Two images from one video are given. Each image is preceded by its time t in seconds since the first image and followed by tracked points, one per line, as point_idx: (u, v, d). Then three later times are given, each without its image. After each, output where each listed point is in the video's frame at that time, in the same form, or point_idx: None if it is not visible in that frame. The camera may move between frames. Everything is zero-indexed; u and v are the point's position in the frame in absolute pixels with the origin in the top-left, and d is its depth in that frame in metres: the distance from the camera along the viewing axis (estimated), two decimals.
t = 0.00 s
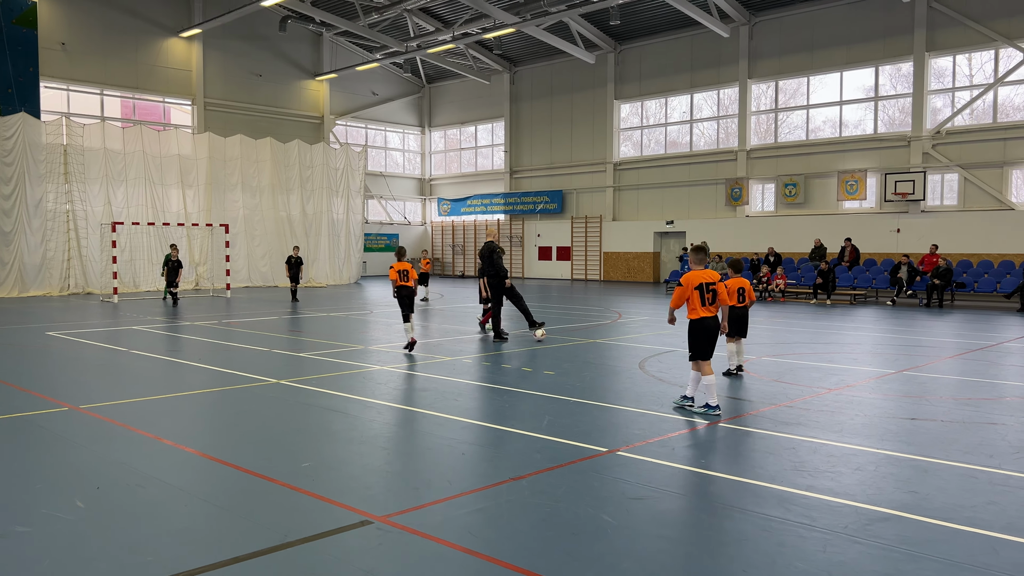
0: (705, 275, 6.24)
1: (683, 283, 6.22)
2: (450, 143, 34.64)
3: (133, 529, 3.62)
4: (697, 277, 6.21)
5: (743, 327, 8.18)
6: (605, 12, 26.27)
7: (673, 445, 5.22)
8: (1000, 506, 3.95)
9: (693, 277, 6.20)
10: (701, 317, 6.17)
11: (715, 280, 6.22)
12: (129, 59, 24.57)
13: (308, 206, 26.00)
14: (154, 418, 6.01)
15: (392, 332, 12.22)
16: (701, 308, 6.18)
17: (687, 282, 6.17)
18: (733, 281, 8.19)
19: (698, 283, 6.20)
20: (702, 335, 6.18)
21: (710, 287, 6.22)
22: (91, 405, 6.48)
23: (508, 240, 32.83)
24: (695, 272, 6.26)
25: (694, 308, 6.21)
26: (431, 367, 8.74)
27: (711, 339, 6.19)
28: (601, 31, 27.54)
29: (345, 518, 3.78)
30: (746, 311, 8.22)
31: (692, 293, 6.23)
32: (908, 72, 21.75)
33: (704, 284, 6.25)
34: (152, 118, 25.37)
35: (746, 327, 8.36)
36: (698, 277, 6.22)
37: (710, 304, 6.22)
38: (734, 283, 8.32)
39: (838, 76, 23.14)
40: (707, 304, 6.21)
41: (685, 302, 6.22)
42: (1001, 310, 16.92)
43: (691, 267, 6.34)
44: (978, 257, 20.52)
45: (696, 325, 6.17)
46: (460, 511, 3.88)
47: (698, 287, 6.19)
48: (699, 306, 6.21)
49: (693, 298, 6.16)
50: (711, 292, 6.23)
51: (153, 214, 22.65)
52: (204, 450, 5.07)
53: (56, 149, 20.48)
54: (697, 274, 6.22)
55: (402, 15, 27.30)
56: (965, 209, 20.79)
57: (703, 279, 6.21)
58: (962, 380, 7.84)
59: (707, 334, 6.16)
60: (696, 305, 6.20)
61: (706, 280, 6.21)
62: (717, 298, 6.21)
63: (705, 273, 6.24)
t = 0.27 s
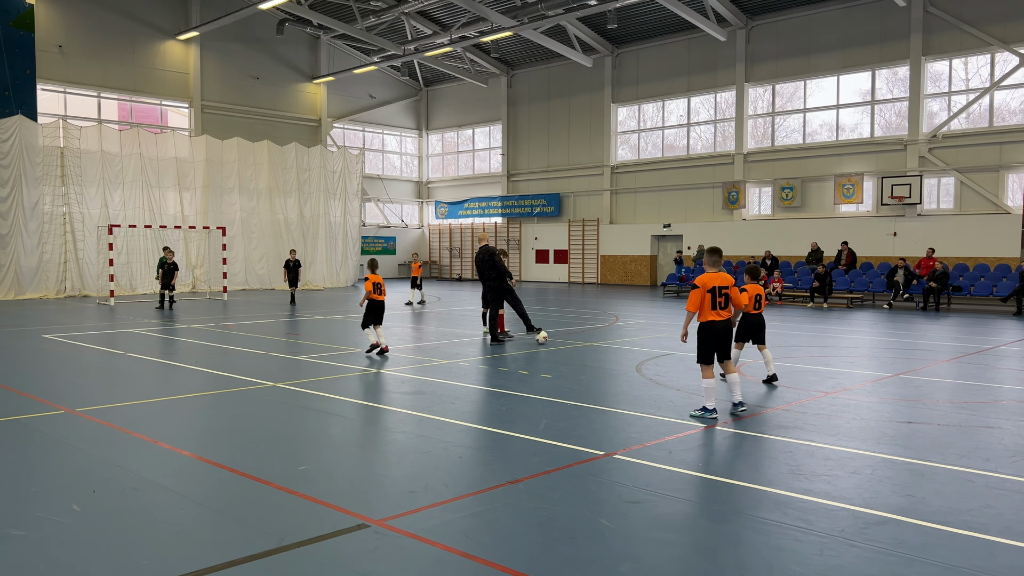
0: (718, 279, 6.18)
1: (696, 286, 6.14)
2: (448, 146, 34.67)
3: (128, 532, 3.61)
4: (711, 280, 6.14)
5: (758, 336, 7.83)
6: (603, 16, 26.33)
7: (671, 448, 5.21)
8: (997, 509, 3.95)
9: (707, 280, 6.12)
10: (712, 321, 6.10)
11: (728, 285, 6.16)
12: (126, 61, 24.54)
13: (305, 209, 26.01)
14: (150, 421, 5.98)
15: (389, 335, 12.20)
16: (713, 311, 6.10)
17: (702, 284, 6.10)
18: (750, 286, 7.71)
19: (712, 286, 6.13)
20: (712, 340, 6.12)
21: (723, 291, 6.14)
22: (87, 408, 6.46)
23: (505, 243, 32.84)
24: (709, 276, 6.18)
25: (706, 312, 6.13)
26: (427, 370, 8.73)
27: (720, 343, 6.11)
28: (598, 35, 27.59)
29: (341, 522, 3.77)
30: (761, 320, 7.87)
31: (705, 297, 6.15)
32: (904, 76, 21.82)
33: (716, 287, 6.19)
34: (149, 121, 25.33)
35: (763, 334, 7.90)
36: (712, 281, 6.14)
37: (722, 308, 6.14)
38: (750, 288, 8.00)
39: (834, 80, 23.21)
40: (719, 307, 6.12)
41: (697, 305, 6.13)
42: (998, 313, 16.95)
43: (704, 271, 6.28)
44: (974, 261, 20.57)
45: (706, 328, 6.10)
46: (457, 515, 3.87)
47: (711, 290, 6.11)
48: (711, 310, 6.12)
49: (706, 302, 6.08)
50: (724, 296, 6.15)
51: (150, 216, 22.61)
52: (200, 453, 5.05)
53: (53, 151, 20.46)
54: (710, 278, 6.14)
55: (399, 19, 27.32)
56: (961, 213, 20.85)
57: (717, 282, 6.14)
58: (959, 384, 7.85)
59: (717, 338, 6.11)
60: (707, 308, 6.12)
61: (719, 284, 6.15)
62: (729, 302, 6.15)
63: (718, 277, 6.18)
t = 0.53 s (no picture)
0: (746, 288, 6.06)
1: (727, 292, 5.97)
2: (446, 148, 34.70)
3: (124, 534, 3.59)
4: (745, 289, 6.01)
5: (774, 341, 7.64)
6: (601, 19, 26.38)
7: (668, 451, 5.21)
8: (993, 512, 3.95)
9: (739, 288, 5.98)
10: (739, 330, 5.98)
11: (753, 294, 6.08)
12: (124, 64, 24.53)
13: (303, 211, 26.01)
14: (147, 424, 5.96)
15: (387, 338, 12.19)
16: (740, 321, 5.98)
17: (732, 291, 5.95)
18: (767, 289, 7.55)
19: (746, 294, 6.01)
20: (735, 348, 6.03)
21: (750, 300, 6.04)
22: (83, 410, 6.43)
23: (503, 246, 32.85)
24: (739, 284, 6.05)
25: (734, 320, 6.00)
26: (424, 372, 8.72)
27: (745, 352, 6.04)
28: (596, 38, 27.64)
29: (338, 524, 3.76)
30: (778, 324, 7.68)
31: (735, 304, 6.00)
32: (902, 80, 21.87)
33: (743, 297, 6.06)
34: (147, 123, 25.32)
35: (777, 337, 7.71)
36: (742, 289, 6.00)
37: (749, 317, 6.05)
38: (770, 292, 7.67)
39: (831, 83, 23.27)
40: (745, 316, 6.00)
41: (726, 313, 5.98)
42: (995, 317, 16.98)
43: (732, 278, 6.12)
44: (971, 264, 20.62)
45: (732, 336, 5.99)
46: (454, 517, 3.86)
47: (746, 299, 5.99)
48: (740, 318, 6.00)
49: (733, 311, 5.92)
50: (748, 304, 6.01)
51: (147, 219, 22.59)
52: (197, 456, 5.03)
53: (50, 153, 20.44)
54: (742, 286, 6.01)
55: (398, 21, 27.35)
56: (958, 216, 20.90)
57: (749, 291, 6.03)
58: (956, 387, 7.86)
59: (742, 346, 6.02)
60: (734, 318, 5.98)
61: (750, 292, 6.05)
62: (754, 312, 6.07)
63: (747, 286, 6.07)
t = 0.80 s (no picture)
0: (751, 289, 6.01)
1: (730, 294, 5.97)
2: (445, 151, 34.71)
3: (121, 537, 3.58)
4: (748, 289, 5.97)
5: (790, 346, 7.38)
6: (600, 22, 26.41)
7: (666, 454, 5.20)
8: (992, 516, 3.95)
9: (741, 289, 5.97)
10: (742, 332, 5.94)
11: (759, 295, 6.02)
12: (123, 66, 24.53)
13: (302, 213, 26.00)
14: (146, 426, 5.95)
15: (385, 340, 12.17)
16: (743, 322, 5.94)
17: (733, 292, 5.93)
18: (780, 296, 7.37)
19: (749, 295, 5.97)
20: (739, 349, 6.00)
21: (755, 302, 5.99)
22: (81, 413, 6.42)
23: (502, 249, 32.85)
24: (743, 285, 6.01)
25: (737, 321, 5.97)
26: (423, 375, 8.72)
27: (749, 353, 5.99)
28: (595, 41, 27.68)
29: (336, 527, 3.75)
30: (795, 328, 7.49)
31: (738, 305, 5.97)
32: (900, 84, 21.91)
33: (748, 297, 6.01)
34: (146, 125, 25.32)
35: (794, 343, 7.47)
36: (744, 289, 5.98)
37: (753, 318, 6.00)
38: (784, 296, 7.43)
39: (830, 87, 23.31)
40: (748, 317, 5.96)
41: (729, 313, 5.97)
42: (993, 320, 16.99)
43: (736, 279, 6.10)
44: (969, 268, 20.63)
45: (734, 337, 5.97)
46: (453, 521, 3.85)
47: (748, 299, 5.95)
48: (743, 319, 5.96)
49: (736, 312, 5.90)
50: (753, 305, 5.98)
51: (146, 221, 22.56)
52: (195, 459, 5.02)
53: (49, 155, 20.43)
54: (744, 286, 5.98)
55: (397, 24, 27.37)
56: (957, 220, 20.92)
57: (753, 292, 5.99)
58: (955, 391, 7.86)
59: (745, 348, 5.98)
60: (737, 319, 5.95)
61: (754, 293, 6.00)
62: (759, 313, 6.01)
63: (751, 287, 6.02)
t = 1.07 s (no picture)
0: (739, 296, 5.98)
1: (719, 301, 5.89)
2: (445, 154, 34.73)
3: (120, 539, 3.57)
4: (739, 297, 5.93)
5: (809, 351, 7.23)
6: (600, 25, 26.44)
7: (666, 457, 5.20)
8: (991, 519, 3.94)
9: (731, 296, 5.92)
10: (733, 340, 5.89)
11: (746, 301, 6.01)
12: (124, 68, 24.56)
13: (302, 215, 26.02)
14: (144, 428, 5.94)
15: (385, 343, 12.17)
16: (733, 330, 5.88)
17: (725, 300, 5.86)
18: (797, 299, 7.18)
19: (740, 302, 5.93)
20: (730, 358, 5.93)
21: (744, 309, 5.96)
22: (80, 415, 6.41)
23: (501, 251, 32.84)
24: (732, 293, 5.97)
25: (727, 329, 5.91)
26: (423, 377, 8.71)
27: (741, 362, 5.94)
28: (595, 44, 27.72)
29: (334, 529, 3.74)
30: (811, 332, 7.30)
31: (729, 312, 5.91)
32: (900, 87, 21.93)
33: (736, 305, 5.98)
34: (146, 127, 25.34)
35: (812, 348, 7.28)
36: (733, 297, 5.93)
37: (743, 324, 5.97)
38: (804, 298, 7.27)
39: (830, 90, 23.34)
40: (738, 325, 5.91)
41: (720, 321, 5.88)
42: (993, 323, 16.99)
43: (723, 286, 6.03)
44: (969, 271, 20.63)
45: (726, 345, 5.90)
46: (452, 523, 3.84)
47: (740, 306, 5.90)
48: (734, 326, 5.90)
49: (727, 321, 5.83)
50: (743, 313, 5.94)
51: (146, 223, 22.55)
52: (194, 461, 5.01)
53: (49, 157, 20.46)
54: (733, 294, 5.93)
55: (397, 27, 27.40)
56: (956, 223, 20.93)
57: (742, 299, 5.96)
58: (955, 394, 7.85)
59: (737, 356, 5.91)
60: (728, 327, 5.88)
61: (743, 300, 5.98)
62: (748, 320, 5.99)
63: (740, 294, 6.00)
